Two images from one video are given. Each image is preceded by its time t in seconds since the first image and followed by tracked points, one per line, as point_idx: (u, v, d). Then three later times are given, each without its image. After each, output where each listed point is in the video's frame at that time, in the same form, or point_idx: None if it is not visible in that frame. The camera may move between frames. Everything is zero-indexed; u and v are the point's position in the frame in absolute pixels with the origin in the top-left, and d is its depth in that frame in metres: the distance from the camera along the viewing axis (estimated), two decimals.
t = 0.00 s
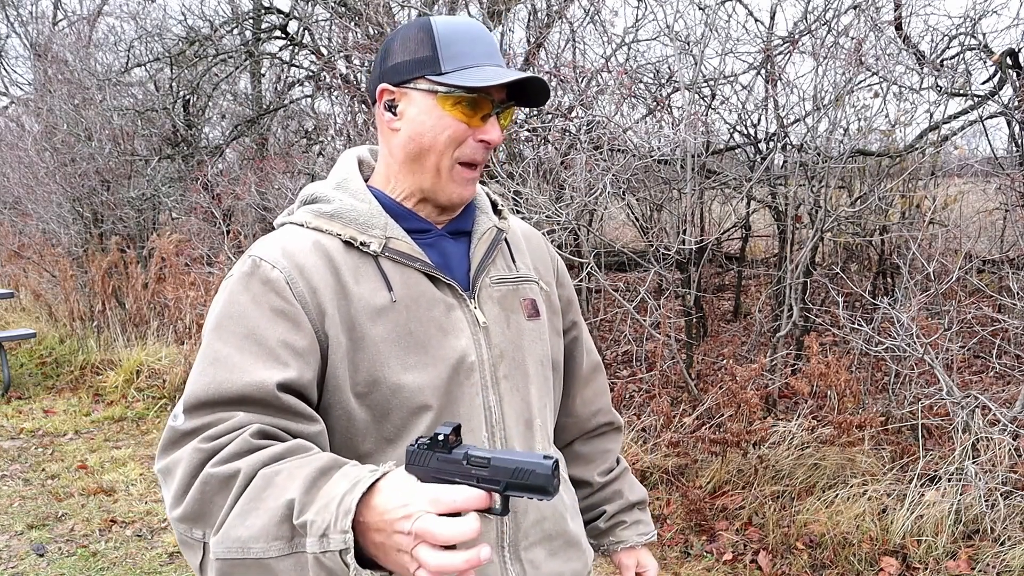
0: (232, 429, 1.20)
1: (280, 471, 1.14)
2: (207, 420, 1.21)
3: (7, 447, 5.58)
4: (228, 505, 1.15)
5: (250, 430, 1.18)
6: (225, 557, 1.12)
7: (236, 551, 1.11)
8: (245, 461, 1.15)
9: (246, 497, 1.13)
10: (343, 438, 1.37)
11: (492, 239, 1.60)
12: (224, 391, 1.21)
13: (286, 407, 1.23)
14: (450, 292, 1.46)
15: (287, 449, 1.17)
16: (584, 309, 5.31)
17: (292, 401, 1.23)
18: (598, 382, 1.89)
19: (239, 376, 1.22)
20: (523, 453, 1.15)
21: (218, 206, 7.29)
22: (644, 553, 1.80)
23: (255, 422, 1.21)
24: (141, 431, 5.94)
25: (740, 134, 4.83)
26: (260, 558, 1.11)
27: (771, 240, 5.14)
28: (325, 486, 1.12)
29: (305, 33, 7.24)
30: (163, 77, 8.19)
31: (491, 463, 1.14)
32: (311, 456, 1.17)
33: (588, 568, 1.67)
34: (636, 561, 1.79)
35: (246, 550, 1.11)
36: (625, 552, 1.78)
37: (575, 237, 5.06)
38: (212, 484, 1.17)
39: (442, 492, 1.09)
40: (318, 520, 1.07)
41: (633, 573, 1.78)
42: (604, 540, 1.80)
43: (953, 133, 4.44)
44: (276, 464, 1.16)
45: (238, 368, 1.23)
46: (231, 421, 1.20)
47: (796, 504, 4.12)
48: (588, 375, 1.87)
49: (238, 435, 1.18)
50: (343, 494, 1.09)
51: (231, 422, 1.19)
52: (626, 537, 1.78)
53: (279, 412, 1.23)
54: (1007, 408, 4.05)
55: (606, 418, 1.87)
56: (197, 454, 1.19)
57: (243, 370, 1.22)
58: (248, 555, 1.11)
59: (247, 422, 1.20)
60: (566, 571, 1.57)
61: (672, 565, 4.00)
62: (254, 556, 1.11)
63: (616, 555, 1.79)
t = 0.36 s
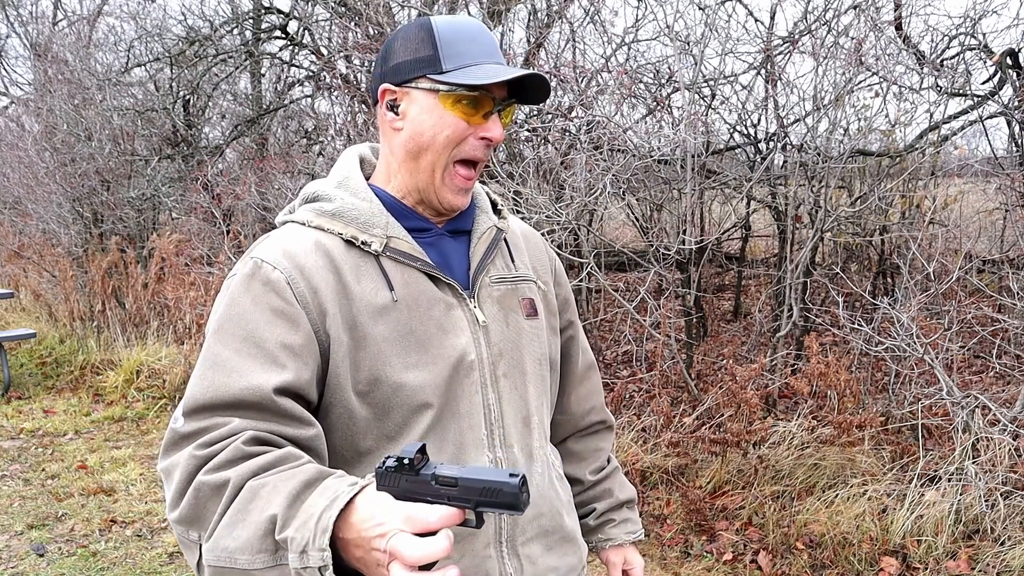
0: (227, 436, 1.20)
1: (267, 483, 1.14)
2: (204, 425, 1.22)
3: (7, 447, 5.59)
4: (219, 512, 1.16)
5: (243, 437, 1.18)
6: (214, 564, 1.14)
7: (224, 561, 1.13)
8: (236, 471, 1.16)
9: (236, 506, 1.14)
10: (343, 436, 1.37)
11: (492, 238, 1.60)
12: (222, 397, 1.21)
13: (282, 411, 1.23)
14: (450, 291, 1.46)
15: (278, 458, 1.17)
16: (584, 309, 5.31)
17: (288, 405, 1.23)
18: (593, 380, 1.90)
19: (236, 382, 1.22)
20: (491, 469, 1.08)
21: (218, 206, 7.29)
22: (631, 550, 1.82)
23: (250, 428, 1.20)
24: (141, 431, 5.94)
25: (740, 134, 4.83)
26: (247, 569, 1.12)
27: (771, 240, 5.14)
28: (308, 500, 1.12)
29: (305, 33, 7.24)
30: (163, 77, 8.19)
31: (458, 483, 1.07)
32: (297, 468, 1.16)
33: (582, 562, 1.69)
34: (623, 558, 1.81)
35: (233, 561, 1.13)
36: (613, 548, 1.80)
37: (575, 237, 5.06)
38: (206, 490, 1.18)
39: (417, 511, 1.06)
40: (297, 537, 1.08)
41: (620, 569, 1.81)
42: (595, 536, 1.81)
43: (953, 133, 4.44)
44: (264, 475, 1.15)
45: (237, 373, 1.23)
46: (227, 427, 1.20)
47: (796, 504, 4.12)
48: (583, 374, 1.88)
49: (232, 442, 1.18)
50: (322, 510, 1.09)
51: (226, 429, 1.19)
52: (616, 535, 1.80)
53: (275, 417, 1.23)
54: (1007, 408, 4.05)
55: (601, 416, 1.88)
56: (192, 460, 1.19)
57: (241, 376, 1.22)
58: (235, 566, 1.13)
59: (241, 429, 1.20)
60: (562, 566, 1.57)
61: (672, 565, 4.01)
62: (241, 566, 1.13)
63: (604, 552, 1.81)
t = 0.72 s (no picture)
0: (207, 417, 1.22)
1: (234, 455, 1.16)
2: (190, 410, 1.24)
3: (7, 447, 5.59)
4: (197, 486, 1.19)
5: (220, 417, 1.21)
6: (191, 536, 1.17)
7: (197, 531, 1.16)
8: (208, 447, 1.19)
9: (208, 480, 1.17)
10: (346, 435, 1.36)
11: (499, 237, 1.59)
12: (203, 383, 1.24)
13: (262, 400, 1.24)
14: (454, 291, 1.45)
15: (250, 432, 1.19)
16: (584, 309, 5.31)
17: (268, 394, 1.25)
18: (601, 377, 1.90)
19: (218, 370, 1.24)
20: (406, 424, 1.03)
21: (218, 206, 7.28)
22: (633, 544, 1.82)
23: (227, 406, 1.23)
24: (141, 431, 5.94)
25: (740, 134, 4.83)
26: (215, 538, 1.15)
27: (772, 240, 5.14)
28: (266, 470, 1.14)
29: (305, 33, 7.24)
30: (163, 77, 8.18)
31: (378, 441, 1.03)
32: (261, 441, 1.18)
33: (585, 559, 1.68)
34: (625, 550, 1.80)
35: (203, 529, 1.16)
36: (615, 543, 1.80)
37: (575, 237, 5.07)
38: (187, 467, 1.21)
39: (354, 470, 1.04)
40: (252, 502, 1.10)
41: (622, 562, 1.80)
42: (597, 531, 1.81)
43: (953, 133, 4.44)
44: (232, 449, 1.17)
45: (223, 363, 1.25)
46: (207, 409, 1.23)
47: (796, 504, 4.12)
48: (591, 372, 1.87)
49: (210, 420, 1.21)
50: (272, 477, 1.11)
51: (206, 409, 1.23)
52: (619, 530, 1.79)
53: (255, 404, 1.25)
54: (1007, 408, 4.05)
55: (607, 413, 1.88)
56: (178, 440, 1.23)
57: (225, 366, 1.25)
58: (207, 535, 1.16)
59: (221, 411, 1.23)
60: (565, 563, 1.58)
61: (672, 565, 4.01)
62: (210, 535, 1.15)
63: (606, 544, 1.80)
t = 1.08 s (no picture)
0: (246, 405, 1.23)
1: (292, 424, 1.18)
2: (226, 399, 1.24)
3: (7, 447, 5.59)
4: (250, 464, 1.19)
5: (263, 400, 1.21)
6: (251, 512, 1.16)
7: (262, 501, 1.16)
8: (261, 422, 1.19)
9: (264, 453, 1.17)
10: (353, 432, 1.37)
11: (513, 240, 1.59)
12: (241, 371, 1.24)
13: (300, 390, 1.25)
14: (465, 292, 1.45)
15: (301, 406, 1.22)
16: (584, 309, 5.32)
17: (306, 385, 1.25)
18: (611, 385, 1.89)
19: (255, 357, 1.25)
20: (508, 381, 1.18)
21: (218, 207, 7.29)
22: (638, 551, 1.82)
23: (265, 390, 1.24)
24: (141, 431, 5.95)
25: (740, 134, 4.82)
26: (282, 504, 1.15)
27: (771, 240, 5.14)
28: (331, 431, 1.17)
29: (305, 33, 7.24)
30: (163, 77, 8.17)
31: (479, 391, 1.16)
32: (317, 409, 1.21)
33: (587, 562, 1.68)
34: (630, 558, 1.81)
35: (269, 498, 1.15)
36: (620, 549, 1.80)
37: (575, 237, 5.07)
38: (234, 450, 1.20)
39: (440, 418, 1.10)
40: (329, 459, 1.12)
41: (627, 569, 1.81)
42: (604, 537, 1.81)
43: (953, 133, 4.43)
44: (288, 421, 1.19)
45: (256, 351, 1.25)
46: (246, 397, 1.23)
47: (796, 504, 4.12)
48: (600, 377, 1.87)
49: (253, 403, 1.22)
50: (347, 431, 1.13)
51: (246, 394, 1.23)
52: (625, 537, 1.80)
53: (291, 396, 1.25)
54: (1007, 408, 4.05)
55: (615, 418, 1.87)
56: (218, 427, 1.22)
57: (259, 354, 1.25)
58: (271, 505, 1.15)
59: (258, 397, 1.23)
60: (566, 565, 1.57)
61: (672, 565, 4.01)
62: (278, 502, 1.15)
63: (611, 551, 1.81)
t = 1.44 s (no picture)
0: (240, 399, 1.23)
1: (287, 416, 1.19)
2: (220, 395, 1.25)
3: (7, 447, 5.59)
4: (247, 459, 1.20)
5: (257, 394, 1.22)
6: (251, 505, 1.17)
7: (261, 494, 1.16)
8: (257, 415, 1.20)
9: (261, 446, 1.18)
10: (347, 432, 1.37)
11: (511, 241, 1.59)
12: (234, 368, 1.24)
13: (294, 386, 1.25)
14: (463, 293, 1.45)
15: (296, 398, 1.22)
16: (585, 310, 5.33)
17: (300, 381, 1.26)
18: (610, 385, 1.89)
19: (249, 353, 1.25)
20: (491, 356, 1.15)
21: (218, 207, 7.29)
22: (637, 553, 1.83)
23: (259, 385, 1.24)
24: (141, 431, 5.95)
25: (740, 134, 4.82)
26: (282, 495, 1.16)
27: (771, 240, 5.14)
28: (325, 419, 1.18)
29: (305, 33, 7.24)
30: (163, 77, 8.17)
31: (462, 371, 1.13)
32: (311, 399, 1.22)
33: (582, 564, 1.69)
34: (628, 559, 1.82)
35: (268, 490, 1.16)
36: (618, 550, 1.81)
37: (575, 237, 5.07)
38: (231, 445, 1.21)
39: (427, 404, 1.11)
40: (325, 446, 1.13)
41: (625, 571, 1.81)
42: (602, 538, 1.82)
43: (953, 133, 4.43)
44: (283, 413, 1.20)
45: (250, 348, 1.25)
46: (239, 392, 1.24)
47: (796, 504, 4.12)
48: (599, 379, 1.86)
49: (248, 398, 1.23)
50: (341, 418, 1.14)
51: (240, 389, 1.24)
52: (623, 538, 1.81)
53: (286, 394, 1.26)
54: (1007, 408, 4.05)
55: (615, 420, 1.87)
56: (215, 423, 1.23)
57: (253, 351, 1.25)
58: (271, 497, 1.16)
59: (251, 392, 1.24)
60: (560, 567, 1.58)
61: (672, 565, 4.02)
62: (278, 493, 1.16)
63: (609, 553, 1.82)
